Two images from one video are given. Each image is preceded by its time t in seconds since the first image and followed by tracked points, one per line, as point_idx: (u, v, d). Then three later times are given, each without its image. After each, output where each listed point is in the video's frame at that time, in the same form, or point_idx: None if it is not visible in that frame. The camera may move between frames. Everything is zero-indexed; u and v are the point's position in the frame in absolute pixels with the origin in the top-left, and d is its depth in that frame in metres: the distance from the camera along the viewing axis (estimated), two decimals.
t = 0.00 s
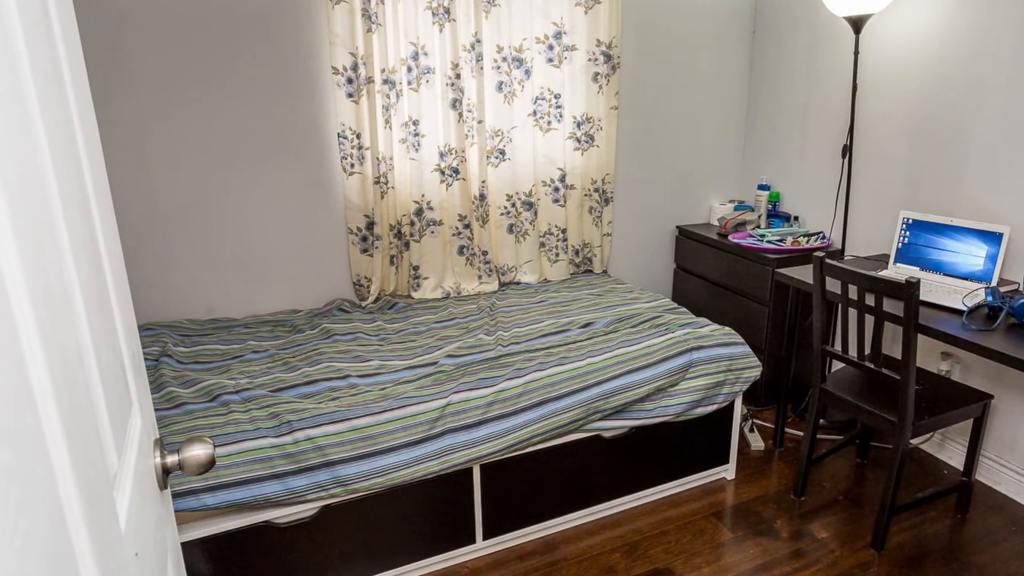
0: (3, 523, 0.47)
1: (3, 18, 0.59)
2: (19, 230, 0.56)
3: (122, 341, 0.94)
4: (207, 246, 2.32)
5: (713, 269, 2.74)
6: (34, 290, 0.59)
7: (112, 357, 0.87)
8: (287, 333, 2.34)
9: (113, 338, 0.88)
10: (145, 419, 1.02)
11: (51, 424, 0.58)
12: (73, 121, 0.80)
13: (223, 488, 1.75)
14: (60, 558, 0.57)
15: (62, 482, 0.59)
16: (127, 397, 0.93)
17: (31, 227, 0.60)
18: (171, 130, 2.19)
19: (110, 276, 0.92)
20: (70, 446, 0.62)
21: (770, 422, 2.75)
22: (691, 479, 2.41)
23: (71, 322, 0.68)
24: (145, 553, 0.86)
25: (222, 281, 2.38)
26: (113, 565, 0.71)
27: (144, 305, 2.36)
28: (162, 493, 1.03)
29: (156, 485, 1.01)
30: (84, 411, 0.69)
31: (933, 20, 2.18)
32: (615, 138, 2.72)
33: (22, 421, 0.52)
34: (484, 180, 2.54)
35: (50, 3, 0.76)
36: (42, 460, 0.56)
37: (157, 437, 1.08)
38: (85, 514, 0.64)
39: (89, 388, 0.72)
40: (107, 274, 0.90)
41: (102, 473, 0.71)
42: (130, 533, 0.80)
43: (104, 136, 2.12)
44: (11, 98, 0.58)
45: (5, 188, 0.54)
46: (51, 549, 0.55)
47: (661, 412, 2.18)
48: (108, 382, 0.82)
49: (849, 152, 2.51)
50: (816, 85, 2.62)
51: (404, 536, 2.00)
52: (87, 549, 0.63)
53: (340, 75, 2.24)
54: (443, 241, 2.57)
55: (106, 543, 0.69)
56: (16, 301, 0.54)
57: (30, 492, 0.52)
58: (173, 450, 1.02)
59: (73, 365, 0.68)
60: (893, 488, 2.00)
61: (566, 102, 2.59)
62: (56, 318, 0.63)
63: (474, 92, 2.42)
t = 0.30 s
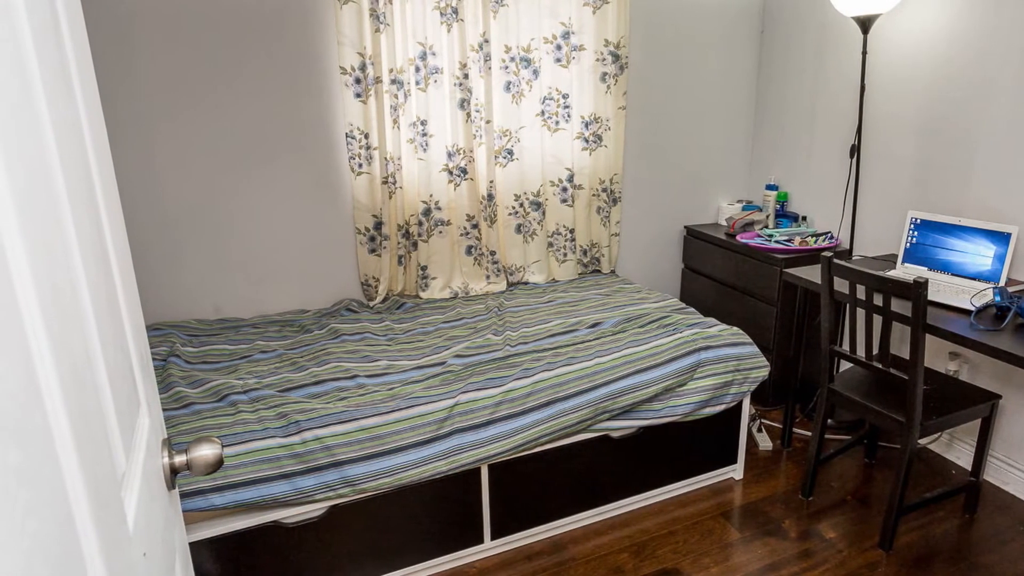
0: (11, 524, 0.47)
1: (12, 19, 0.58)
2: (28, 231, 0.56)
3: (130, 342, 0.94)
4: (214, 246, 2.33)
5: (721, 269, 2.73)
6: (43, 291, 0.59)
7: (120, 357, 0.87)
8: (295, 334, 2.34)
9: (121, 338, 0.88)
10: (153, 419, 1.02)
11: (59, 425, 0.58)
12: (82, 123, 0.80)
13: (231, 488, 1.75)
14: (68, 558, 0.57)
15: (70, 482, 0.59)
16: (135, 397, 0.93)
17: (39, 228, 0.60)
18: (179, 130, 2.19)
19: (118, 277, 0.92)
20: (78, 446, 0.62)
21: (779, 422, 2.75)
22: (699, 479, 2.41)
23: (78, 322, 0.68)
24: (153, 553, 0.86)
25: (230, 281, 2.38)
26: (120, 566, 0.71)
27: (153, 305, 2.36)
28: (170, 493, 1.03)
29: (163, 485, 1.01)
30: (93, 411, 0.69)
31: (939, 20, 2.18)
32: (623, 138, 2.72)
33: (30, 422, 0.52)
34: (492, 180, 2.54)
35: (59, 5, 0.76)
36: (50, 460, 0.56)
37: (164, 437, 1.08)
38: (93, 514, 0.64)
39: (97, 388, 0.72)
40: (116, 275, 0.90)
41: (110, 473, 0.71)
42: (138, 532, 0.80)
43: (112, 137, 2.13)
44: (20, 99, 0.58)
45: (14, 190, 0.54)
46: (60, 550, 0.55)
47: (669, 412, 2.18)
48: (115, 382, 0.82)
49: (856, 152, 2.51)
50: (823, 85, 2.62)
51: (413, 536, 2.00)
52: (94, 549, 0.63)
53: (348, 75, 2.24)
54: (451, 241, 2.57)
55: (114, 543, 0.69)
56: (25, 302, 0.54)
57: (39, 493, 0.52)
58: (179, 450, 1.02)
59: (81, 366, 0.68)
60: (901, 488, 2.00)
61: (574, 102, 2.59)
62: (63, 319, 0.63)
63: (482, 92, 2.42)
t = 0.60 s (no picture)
0: (18, 524, 0.47)
1: (21, 22, 0.59)
2: (37, 233, 0.56)
3: (139, 342, 0.94)
4: (223, 246, 2.33)
5: (729, 269, 2.74)
6: (52, 292, 0.59)
7: (129, 358, 0.87)
8: (303, 334, 2.34)
9: (130, 338, 0.88)
10: (162, 419, 1.02)
11: (68, 425, 0.58)
12: (92, 126, 0.81)
13: (240, 487, 1.76)
14: (77, 557, 0.57)
15: (79, 482, 0.59)
16: (144, 397, 0.93)
17: (49, 230, 0.60)
18: (187, 131, 2.20)
19: (127, 278, 0.92)
20: (87, 446, 0.62)
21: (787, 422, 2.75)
22: (708, 479, 2.41)
23: (87, 323, 0.68)
24: (162, 553, 0.86)
25: (238, 281, 2.38)
26: (130, 565, 0.71)
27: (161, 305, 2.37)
28: (178, 494, 1.03)
29: (172, 485, 1.01)
30: (101, 411, 0.69)
31: (947, 20, 2.18)
32: (631, 138, 2.72)
33: (38, 423, 0.52)
34: (500, 180, 2.54)
35: (68, 8, 0.77)
36: (59, 460, 0.56)
37: (173, 437, 1.08)
38: (102, 513, 0.64)
39: (105, 389, 0.72)
40: (125, 275, 0.90)
41: (119, 473, 0.71)
42: (146, 532, 0.80)
43: (121, 138, 2.13)
44: (29, 102, 0.58)
45: (24, 191, 0.54)
46: (68, 550, 0.55)
47: (677, 412, 2.18)
48: (124, 382, 0.82)
49: (865, 152, 2.51)
50: (831, 85, 2.62)
51: (421, 535, 2.00)
52: (103, 550, 0.63)
53: (357, 75, 2.24)
54: (460, 241, 2.58)
55: (123, 543, 0.69)
56: (33, 302, 0.54)
57: (47, 492, 0.52)
58: (188, 450, 1.02)
59: (90, 366, 0.68)
60: (910, 488, 2.00)
61: (582, 102, 2.59)
62: (72, 320, 0.63)
63: (491, 92, 2.42)
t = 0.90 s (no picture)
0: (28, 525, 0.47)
1: (29, 20, 0.59)
2: (45, 231, 0.56)
3: (146, 342, 0.94)
4: (231, 246, 2.33)
5: (738, 269, 2.74)
6: (60, 291, 0.58)
7: (137, 358, 0.87)
8: (312, 334, 2.34)
9: (138, 338, 0.88)
10: (170, 419, 1.02)
11: (76, 425, 0.58)
12: (100, 126, 0.81)
13: (249, 487, 1.76)
14: (85, 557, 0.57)
15: (87, 482, 0.59)
16: (152, 397, 0.93)
17: (58, 229, 0.60)
18: (195, 131, 2.20)
19: (136, 277, 0.92)
20: (95, 446, 0.62)
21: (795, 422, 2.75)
22: (716, 479, 2.41)
23: (95, 322, 0.68)
24: (170, 553, 0.86)
25: (247, 281, 2.39)
26: (138, 564, 0.71)
27: (170, 305, 2.37)
28: (187, 494, 1.03)
29: (182, 485, 1.01)
30: (109, 411, 0.69)
31: (955, 20, 2.18)
32: (640, 138, 2.71)
33: (47, 422, 0.52)
34: (509, 180, 2.54)
35: (76, 8, 0.77)
36: (67, 460, 0.56)
37: (181, 438, 1.08)
38: (111, 513, 0.64)
39: (113, 388, 0.72)
40: (134, 275, 0.90)
41: (127, 473, 0.71)
42: (155, 532, 0.80)
43: (129, 138, 2.14)
44: (37, 100, 0.58)
45: (32, 190, 0.54)
46: (76, 549, 0.55)
47: (685, 412, 2.18)
48: (133, 382, 0.82)
49: (873, 152, 2.50)
50: (839, 85, 2.62)
51: (430, 535, 2.00)
52: (112, 549, 0.63)
53: (365, 75, 2.24)
54: (469, 241, 2.58)
55: (131, 542, 0.69)
56: (41, 301, 0.54)
57: (55, 492, 0.52)
58: (197, 451, 1.02)
59: (98, 366, 0.67)
60: (918, 488, 2.00)
61: (591, 102, 2.59)
62: (80, 320, 0.63)
63: (500, 92, 2.42)
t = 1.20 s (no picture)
0: (36, 525, 0.47)
1: (37, 21, 0.59)
2: (53, 231, 0.56)
3: (154, 342, 0.94)
4: (239, 245, 2.33)
5: (746, 269, 2.74)
6: (68, 293, 0.58)
7: (145, 358, 0.86)
8: (319, 334, 2.34)
9: (146, 338, 0.87)
10: (178, 419, 1.02)
11: (84, 425, 0.58)
12: (107, 126, 0.81)
13: (257, 487, 1.76)
14: (93, 558, 0.57)
15: (95, 482, 0.59)
16: (160, 398, 0.93)
17: (65, 229, 0.59)
18: (203, 131, 2.20)
19: (144, 277, 0.92)
20: (103, 446, 0.62)
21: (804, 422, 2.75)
22: (725, 479, 2.41)
23: (103, 323, 0.68)
24: (178, 552, 0.86)
25: (255, 281, 2.39)
26: (146, 564, 0.71)
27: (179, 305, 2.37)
28: (194, 493, 1.03)
29: (189, 485, 1.01)
30: (117, 412, 0.69)
31: (963, 20, 2.17)
32: (648, 138, 2.71)
33: (55, 423, 0.52)
34: (517, 179, 2.54)
35: (84, 9, 0.77)
36: (76, 460, 0.56)
37: (189, 437, 1.08)
38: (119, 513, 0.64)
39: (122, 389, 0.72)
40: (141, 275, 0.89)
41: (135, 474, 0.70)
42: (163, 532, 0.80)
43: (138, 139, 2.14)
44: (45, 101, 0.58)
45: (40, 191, 0.53)
46: (84, 549, 0.55)
47: (693, 412, 2.18)
48: (140, 383, 0.82)
49: (882, 152, 2.50)
50: (847, 85, 2.62)
51: (438, 535, 2.00)
52: (119, 549, 0.63)
53: (373, 75, 2.24)
54: (477, 241, 2.58)
55: (139, 542, 0.69)
56: (49, 302, 0.54)
57: (64, 492, 0.52)
58: (204, 450, 1.02)
59: (106, 366, 0.67)
60: (926, 488, 2.00)
61: (599, 102, 2.59)
62: (89, 321, 0.63)
63: (508, 92, 2.42)
